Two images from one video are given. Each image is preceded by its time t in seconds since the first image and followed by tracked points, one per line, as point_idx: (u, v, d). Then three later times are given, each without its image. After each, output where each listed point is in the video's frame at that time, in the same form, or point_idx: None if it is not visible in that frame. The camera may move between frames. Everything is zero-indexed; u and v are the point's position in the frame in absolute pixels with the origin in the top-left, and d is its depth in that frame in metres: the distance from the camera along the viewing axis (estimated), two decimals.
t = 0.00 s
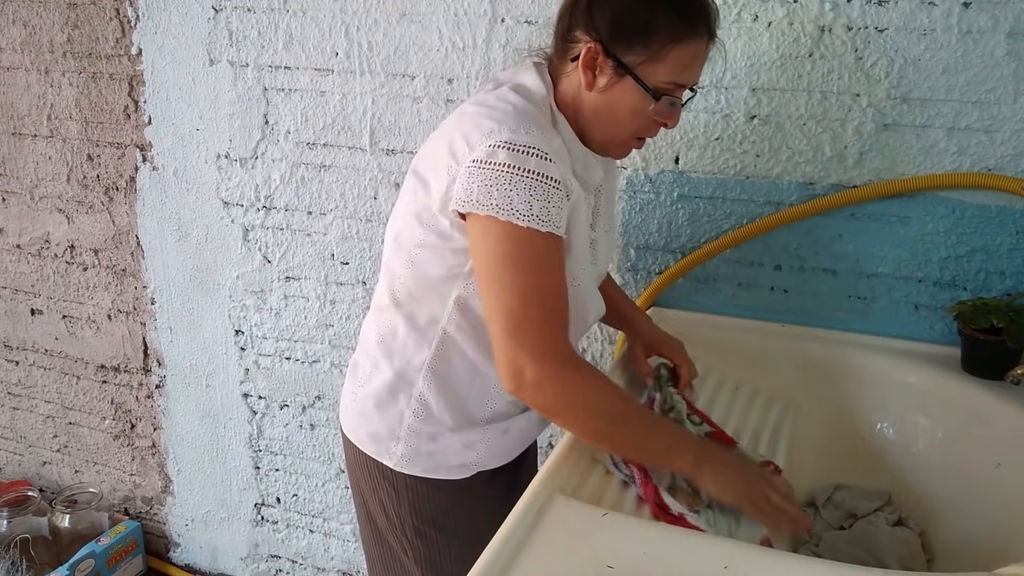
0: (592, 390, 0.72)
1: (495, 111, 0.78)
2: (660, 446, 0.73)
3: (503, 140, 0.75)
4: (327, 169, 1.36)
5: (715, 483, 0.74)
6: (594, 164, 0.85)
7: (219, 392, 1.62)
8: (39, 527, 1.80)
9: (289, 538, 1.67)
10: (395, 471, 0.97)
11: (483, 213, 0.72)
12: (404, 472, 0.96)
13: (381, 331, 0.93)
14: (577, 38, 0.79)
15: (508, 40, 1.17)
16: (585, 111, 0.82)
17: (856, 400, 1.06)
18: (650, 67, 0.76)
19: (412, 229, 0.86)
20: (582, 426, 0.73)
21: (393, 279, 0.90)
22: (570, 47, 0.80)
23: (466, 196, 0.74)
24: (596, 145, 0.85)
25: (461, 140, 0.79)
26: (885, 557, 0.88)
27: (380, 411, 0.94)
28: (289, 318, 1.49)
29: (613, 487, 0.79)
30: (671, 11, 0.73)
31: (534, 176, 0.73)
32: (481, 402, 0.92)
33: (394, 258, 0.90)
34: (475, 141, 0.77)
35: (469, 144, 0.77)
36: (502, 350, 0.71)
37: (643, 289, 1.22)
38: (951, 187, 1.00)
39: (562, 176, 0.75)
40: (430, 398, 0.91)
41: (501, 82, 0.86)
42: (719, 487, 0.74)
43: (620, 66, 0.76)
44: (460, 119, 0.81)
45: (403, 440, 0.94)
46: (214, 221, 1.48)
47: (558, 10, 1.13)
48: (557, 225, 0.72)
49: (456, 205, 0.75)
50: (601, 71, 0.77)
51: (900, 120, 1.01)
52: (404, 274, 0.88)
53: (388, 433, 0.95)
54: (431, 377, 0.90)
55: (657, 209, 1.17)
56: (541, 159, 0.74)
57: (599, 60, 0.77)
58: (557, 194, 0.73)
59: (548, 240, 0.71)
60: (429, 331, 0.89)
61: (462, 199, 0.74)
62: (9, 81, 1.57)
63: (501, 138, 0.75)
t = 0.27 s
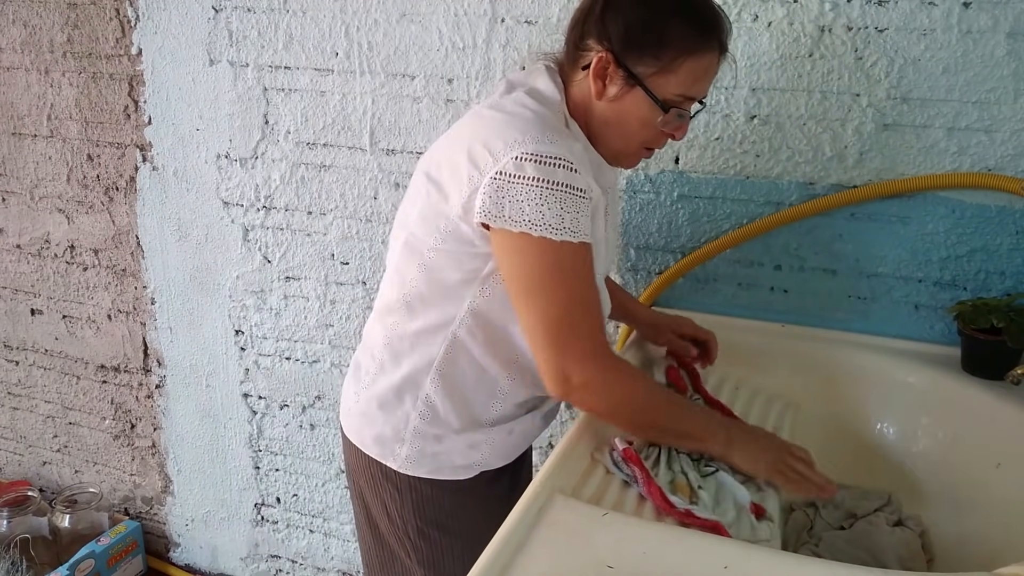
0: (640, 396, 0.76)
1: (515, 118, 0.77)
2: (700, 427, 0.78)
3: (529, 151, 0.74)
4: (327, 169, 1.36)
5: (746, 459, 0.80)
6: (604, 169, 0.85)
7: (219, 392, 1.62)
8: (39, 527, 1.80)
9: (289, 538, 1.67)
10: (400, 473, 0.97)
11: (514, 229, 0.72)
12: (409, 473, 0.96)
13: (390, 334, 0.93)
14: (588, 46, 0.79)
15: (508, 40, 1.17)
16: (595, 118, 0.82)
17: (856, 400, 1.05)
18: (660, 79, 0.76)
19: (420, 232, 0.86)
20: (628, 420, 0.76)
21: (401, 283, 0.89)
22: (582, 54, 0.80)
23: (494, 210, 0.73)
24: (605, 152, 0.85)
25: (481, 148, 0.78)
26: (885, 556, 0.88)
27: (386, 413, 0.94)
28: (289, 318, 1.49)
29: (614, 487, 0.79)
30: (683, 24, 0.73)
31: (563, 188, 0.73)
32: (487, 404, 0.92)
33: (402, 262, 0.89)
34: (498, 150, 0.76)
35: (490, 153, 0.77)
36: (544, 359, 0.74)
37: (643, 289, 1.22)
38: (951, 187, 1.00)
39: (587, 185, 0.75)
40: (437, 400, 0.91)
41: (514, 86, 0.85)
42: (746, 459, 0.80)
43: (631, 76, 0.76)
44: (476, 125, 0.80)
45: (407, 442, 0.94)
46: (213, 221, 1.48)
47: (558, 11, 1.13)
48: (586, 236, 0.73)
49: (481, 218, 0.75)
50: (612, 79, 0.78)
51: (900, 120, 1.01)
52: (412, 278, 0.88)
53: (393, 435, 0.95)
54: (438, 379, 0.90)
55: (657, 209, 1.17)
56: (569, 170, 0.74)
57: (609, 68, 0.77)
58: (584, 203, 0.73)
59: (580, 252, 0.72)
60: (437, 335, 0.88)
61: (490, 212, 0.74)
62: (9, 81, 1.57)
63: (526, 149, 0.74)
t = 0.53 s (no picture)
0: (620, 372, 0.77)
1: (511, 116, 0.78)
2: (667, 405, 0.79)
3: (523, 148, 0.74)
4: (327, 169, 1.36)
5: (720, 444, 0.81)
6: (603, 169, 0.85)
7: (219, 392, 1.62)
8: (38, 527, 1.80)
9: (289, 538, 1.67)
10: (393, 471, 0.97)
11: (506, 224, 0.72)
12: (402, 472, 0.96)
13: (383, 332, 0.93)
14: (588, 45, 0.79)
15: (508, 40, 1.17)
16: (592, 118, 0.82)
17: (856, 400, 1.05)
18: (658, 80, 0.76)
19: (414, 230, 0.86)
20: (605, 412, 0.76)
21: (396, 281, 0.89)
22: (582, 54, 0.80)
23: (488, 206, 0.73)
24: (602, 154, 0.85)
25: (477, 145, 0.78)
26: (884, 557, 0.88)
27: (379, 412, 0.95)
28: (289, 318, 1.49)
29: (614, 488, 0.79)
30: (682, 25, 0.74)
31: (557, 185, 0.73)
32: (480, 404, 0.92)
33: (397, 259, 0.89)
34: (492, 147, 0.76)
35: (485, 150, 0.77)
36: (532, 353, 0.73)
37: (643, 289, 1.22)
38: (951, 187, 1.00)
39: (581, 183, 0.75)
40: (428, 398, 0.91)
41: (511, 85, 0.86)
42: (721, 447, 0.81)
43: (629, 76, 0.76)
44: (472, 123, 0.80)
45: (401, 440, 0.94)
46: (213, 221, 1.48)
47: (558, 11, 1.13)
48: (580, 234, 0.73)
49: (475, 214, 0.75)
50: (610, 80, 0.78)
51: (900, 120, 1.01)
52: (406, 275, 0.88)
53: (386, 433, 0.95)
54: (429, 377, 0.90)
55: (657, 209, 1.17)
56: (562, 167, 0.74)
57: (608, 68, 0.77)
58: (577, 202, 0.74)
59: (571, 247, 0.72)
60: (428, 332, 0.89)
61: (484, 210, 0.74)
62: (9, 81, 1.57)
63: (521, 146, 0.75)
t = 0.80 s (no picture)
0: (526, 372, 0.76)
1: (513, 109, 0.78)
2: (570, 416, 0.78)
3: (517, 136, 0.74)
4: (327, 169, 1.36)
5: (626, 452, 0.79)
6: (608, 170, 0.85)
7: (219, 392, 1.62)
8: (39, 528, 1.80)
9: (289, 538, 1.67)
10: (400, 469, 0.97)
11: (488, 204, 0.70)
12: (409, 469, 0.96)
13: (386, 327, 0.93)
14: (601, 46, 0.79)
15: (508, 40, 1.17)
16: (603, 119, 0.82)
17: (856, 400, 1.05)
18: (669, 84, 0.76)
19: (420, 226, 0.86)
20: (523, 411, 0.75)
21: (402, 277, 0.90)
22: (594, 54, 0.80)
23: (473, 186, 0.72)
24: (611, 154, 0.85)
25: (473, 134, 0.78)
26: (884, 556, 0.88)
27: (387, 409, 0.94)
28: (289, 318, 1.49)
29: (614, 488, 0.79)
30: (695, 30, 0.73)
31: (545, 175, 0.72)
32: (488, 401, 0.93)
33: (400, 254, 0.90)
34: (490, 135, 0.76)
35: (483, 138, 0.77)
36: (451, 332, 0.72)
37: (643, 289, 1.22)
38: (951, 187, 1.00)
39: (572, 179, 0.75)
40: (438, 396, 0.91)
41: (519, 82, 0.86)
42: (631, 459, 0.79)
43: (640, 79, 0.76)
44: (476, 116, 0.80)
45: (408, 438, 0.94)
46: (214, 221, 1.48)
47: (558, 11, 1.13)
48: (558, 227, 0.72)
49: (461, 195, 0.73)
50: (621, 82, 0.78)
51: (900, 120, 1.01)
52: (410, 271, 0.88)
53: (393, 431, 0.95)
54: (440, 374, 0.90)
55: (658, 209, 1.17)
56: (554, 159, 0.74)
57: (619, 70, 0.77)
58: (565, 197, 0.74)
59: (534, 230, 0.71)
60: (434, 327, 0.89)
61: (470, 191, 0.72)
62: (9, 81, 1.57)
63: (515, 135, 0.75)
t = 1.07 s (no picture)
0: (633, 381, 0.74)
1: (490, 108, 0.78)
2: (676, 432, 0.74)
3: (495, 136, 0.75)
4: (327, 169, 1.36)
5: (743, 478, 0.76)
6: (591, 163, 0.85)
7: (219, 392, 1.62)
8: (38, 528, 1.80)
9: (289, 538, 1.67)
10: (390, 462, 0.97)
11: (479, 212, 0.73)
12: (399, 463, 0.96)
13: (376, 324, 0.94)
14: (583, 38, 0.79)
15: (508, 40, 1.17)
16: (587, 112, 0.82)
17: (856, 400, 1.05)
18: (652, 74, 0.76)
19: (405, 221, 0.86)
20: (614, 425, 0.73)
21: (390, 272, 0.90)
22: (576, 47, 0.80)
23: (464, 195, 0.74)
24: (596, 147, 0.85)
25: (453, 136, 0.79)
26: (885, 557, 0.88)
27: (375, 402, 0.95)
28: (289, 318, 1.49)
29: (615, 487, 0.79)
30: (676, 18, 0.73)
31: (528, 171, 0.73)
32: (472, 395, 0.92)
33: (388, 250, 0.90)
34: (469, 135, 0.77)
35: (462, 139, 0.77)
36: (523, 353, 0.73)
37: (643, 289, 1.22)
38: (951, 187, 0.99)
39: (555, 170, 0.75)
40: (422, 389, 0.91)
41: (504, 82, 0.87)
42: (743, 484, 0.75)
43: (623, 70, 0.76)
44: (457, 115, 0.81)
45: (397, 432, 0.94)
46: (213, 221, 1.48)
47: (558, 11, 1.13)
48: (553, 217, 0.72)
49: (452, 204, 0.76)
50: (604, 73, 0.77)
51: (900, 120, 1.01)
52: (396, 265, 0.89)
53: (383, 425, 0.95)
54: (423, 367, 0.90)
55: (658, 209, 1.17)
56: (534, 153, 0.74)
57: (602, 62, 0.77)
58: (552, 187, 0.74)
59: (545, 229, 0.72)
60: (420, 322, 0.89)
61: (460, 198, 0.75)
62: (9, 81, 1.57)
63: (493, 135, 0.75)
